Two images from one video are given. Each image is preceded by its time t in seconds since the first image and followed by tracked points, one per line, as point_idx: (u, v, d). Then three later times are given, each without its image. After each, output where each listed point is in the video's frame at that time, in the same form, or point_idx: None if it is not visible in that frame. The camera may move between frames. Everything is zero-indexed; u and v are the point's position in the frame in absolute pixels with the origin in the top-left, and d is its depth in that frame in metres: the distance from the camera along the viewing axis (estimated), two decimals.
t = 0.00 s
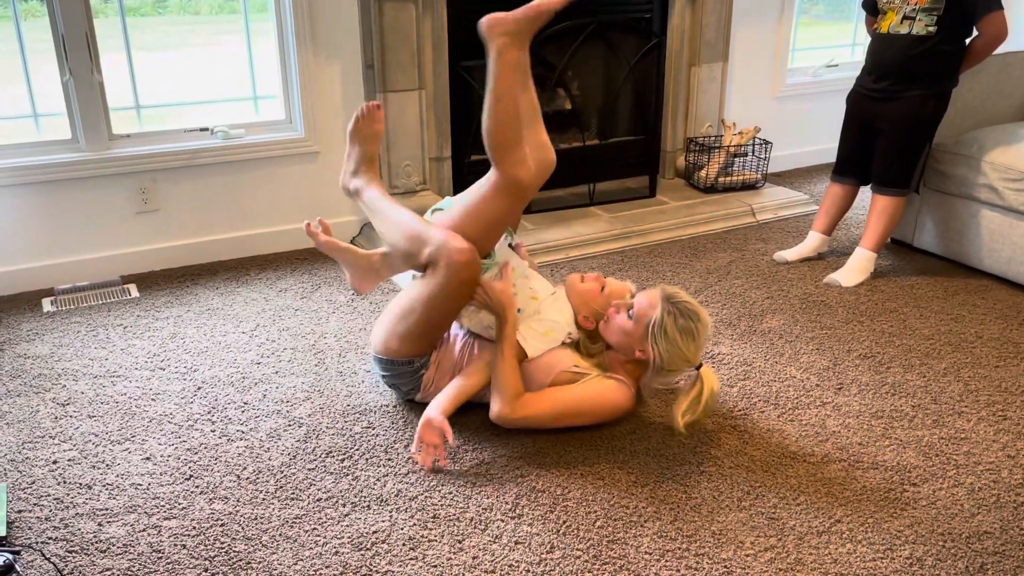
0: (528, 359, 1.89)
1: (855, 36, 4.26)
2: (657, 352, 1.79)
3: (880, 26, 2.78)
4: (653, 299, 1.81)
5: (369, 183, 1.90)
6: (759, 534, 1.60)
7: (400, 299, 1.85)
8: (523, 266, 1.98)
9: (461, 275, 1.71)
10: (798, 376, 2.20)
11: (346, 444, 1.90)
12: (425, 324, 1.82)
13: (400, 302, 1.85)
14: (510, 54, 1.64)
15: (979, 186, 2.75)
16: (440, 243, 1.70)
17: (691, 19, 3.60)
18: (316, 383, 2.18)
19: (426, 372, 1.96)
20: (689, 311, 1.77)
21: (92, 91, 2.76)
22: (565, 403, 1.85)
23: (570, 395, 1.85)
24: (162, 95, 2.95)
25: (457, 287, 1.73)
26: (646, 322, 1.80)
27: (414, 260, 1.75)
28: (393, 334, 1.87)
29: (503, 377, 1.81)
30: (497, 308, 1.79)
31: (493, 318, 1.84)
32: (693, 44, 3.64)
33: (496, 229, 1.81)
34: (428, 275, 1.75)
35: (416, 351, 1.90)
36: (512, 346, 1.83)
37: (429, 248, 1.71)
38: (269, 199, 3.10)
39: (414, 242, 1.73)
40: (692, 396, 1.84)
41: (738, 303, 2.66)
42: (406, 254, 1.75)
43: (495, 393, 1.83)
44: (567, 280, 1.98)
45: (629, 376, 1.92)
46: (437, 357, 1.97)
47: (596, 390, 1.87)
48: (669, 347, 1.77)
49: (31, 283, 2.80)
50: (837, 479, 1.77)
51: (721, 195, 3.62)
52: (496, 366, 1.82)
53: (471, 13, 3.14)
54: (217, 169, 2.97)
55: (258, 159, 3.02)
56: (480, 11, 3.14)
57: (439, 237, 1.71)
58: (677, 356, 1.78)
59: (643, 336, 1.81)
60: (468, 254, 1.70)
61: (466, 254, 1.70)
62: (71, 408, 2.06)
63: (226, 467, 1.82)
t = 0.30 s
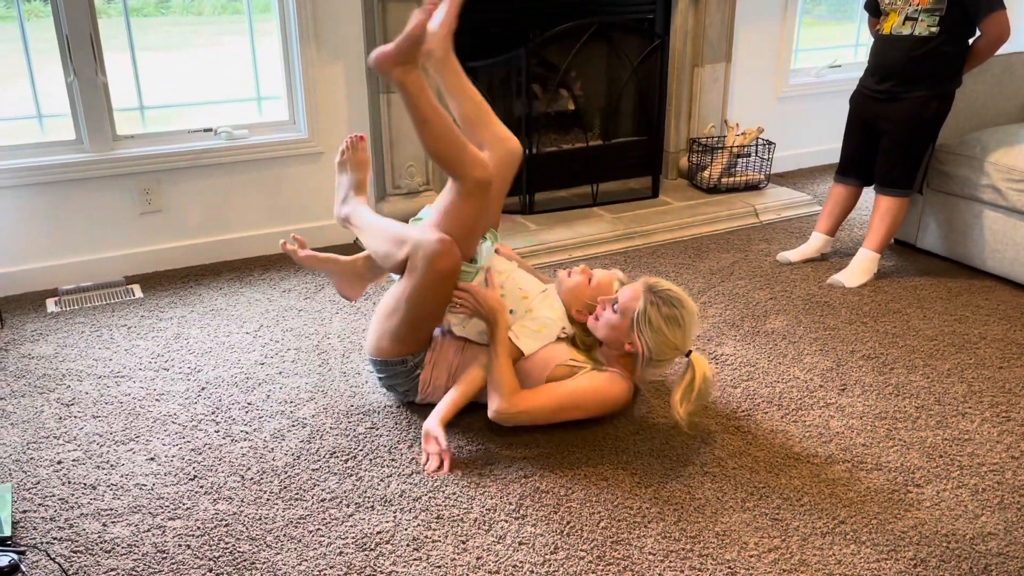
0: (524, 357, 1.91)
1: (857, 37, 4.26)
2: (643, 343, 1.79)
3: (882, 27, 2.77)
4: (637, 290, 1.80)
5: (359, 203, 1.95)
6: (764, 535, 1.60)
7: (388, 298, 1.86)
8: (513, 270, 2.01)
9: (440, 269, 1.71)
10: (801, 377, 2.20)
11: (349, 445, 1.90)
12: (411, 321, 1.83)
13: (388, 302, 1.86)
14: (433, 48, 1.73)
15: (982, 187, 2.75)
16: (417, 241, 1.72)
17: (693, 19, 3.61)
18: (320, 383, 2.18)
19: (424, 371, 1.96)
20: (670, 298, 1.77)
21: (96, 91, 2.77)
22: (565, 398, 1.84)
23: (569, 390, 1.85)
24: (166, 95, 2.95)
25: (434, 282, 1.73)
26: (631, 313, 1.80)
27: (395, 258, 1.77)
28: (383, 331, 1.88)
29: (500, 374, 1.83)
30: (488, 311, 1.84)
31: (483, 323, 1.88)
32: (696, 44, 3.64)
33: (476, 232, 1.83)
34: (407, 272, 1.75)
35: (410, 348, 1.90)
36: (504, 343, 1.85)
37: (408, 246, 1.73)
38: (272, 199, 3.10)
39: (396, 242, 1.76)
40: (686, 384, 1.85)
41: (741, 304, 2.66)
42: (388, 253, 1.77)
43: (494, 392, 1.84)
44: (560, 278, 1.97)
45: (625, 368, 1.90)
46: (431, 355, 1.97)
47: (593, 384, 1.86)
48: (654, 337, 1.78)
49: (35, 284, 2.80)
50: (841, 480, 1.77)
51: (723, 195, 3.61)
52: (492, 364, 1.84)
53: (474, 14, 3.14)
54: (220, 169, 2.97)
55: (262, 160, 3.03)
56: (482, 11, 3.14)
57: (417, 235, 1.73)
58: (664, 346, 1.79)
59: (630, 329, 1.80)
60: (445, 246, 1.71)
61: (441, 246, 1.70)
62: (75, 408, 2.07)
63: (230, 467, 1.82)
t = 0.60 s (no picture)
0: (528, 359, 1.91)
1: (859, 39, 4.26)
2: (655, 352, 1.82)
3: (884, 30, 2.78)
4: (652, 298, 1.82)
5: (358, 197, 1.95)
6: (766, 536, 1.61)
7: (388, 299, 1.87)
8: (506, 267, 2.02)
9: (438, 272, 1.71)
10: (803, 378, 2.20)
11: (352, 446, 1.91)
12: (411, 323, 1.83)
13: (388, 303, 1.87)
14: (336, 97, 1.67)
15: (984, 189, 2.76)
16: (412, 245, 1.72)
17: (695, 22, 3.62)
18: (323, 385, 2.19)
19: (425, 376, 1.96)
20: (686, 312, 1.81)
21: (100, 94, 2.78)
22: (569, 400, 1.85)
23: (574, 392, 1.85)
24: (169, 97, 2.96)
25: (433, 284, 1.73)
26: (645, 321, 1.81)
27: (393, 260, 1.77)
28: (384, 333, 1.89)
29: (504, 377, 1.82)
30: (489, 313, 1.83)
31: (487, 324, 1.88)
32: (698, 46, 3.65)
33: (465, 223, 1.83)
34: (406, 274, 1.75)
35: (409, 353, 1.92)
36: (508, 346, 1.84)
37: (405, 249, 1.73)
38: (275, 201, 3.11)
39: (393, 245, 1.76)
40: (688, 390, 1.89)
41: (744, 305, 2.66)
42: (388, 256, 1.77)
43: (497, 394, 1.83)
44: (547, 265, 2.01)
45: (629, 374, 1.91)
46: (434, 359, 1.96)
47: (597, 387, 1.87)
48: (667, 348, 1.81)
49: (39, 285, 2.81)
50: (844, 482, 1.77)
51: (726, 197, 3.62)
52: (496, 367, 1.83)
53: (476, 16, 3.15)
54: (223, 171, 2.98)
55: (265, 162, 3.04)
56: (485, 14, 3.15)
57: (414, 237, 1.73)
58: (676, 357, 1.82)
59: (641, 337, 1.82)
60: (441, 249, 1.70)
61: (437, 249, 1.69)
62: (79, 409, 2.07)
63: (233, 468, 1.83)
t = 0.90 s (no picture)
0: (522, 362, 1.91)
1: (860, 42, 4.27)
2: (648, 359, 1.84)
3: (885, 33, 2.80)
4: (647, 306, 1.83)
5: (355, 202, 1.98)
6: (766, 537, 1.61)
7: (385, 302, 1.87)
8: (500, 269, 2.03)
9: (435, 272, 1.73)
10: (804, 380, 2.21)
11: (354, 447, 1.91)
12: (409, 325, 1.84)
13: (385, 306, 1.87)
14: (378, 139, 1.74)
15: (984, 191, 2.76)
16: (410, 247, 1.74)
17: (697, 24, 3.63)
18: (324, 386, 2.19)
19: (424, 378, 1.97)
20: (680, 319, 1.81)
21: (104, 96, 2.79)
22: (564, 403, 1.85)
23: (569, 395, 1.86)
24: (172, 100, 2.97)
25: (431, 285, 1.74)
26: (641, 329, 1.82)
27: (390, 263, 1.78)
28: (382, 336, 1.90)
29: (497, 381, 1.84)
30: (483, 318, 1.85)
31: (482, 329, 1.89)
32: (699, 48, 3.65)
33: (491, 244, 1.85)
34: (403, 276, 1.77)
35: (406, 355, 1.92)
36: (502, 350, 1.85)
37: (403, 252, 1.74)
38: (276, 203, 3.11)
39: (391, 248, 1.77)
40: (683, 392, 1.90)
41: (744, 308, 2.67)
42: (386, 259, 1.79)
43: (491, 397, 1.85)
44: (537, 265, 2.00)
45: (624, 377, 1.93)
46: (432, 359, 1.97)
47: (592, 390, 1.88)
48: (660, 355, 1.83)
49: (42, 287, 2.82)
50: (844, 484, 1.78)
51: (727, 200, 3.62)
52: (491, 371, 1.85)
53: (478, 19, 3.16)
54: (226, 173, 2.99)
55: (267, 164, 3.04)
56: (486, 16, 3.16)
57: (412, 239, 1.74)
58: (670, 364, 1.84)
59: (636, 344, 1.83)
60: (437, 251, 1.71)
61: (434, 249, 1.71)
62: (82, 410, 2.08)
63: (236, 469, 1.84)
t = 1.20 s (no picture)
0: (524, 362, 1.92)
1: (861, 44, 4.27)
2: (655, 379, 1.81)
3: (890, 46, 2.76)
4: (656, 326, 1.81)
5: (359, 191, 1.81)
6: (766, 538, 1.62)
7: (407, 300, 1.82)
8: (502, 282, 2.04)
9: (468, 279, 1.66)
10: (804, 382, 2.21)
11: (356, 448, 1.92)
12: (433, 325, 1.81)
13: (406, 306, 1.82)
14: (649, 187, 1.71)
15: (984, 193, 2.77)
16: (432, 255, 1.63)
17: (698, 27, 3.61)
18: (326, 387, 2.20)
19: (429, 377, 1.98)
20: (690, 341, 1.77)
21: (106, 97, 2.80)
22: (563, 405, 1.87)
23: (567, 397, 1.88)
24: (174, 102, 2.98)
25: (462, 290, 1.68)
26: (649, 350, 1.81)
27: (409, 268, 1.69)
28: (399, 335, 1.88)
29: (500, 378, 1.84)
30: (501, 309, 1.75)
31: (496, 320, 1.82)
32: (700, 52, 3.65)
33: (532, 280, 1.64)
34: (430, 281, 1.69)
35: (422, 352, 1.92)
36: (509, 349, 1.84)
37: (425, 260, 1.65)
38: (278, 204, 3.12)
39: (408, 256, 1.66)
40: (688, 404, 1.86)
41: (745, 309, 2.68)
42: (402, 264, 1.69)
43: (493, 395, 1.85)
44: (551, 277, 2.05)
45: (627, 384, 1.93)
46: (438, 360, 1.98)
47: (591, 393, 1.89)
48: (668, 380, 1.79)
49: (45, 288, 2.83)
50: (844, 484, 1.78)
51: (727, 202, 3.63)
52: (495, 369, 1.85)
53: (479, 21, 3.16)
54: (228, 174, 3.00)
55: (268, 166, 3.05)
56: (487, 19, 3.17)
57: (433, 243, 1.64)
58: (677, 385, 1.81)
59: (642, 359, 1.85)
60: (469, 260, 1.63)
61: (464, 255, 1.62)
62: (84, 411, 2.09)
63: (237, 470, 1.84)
